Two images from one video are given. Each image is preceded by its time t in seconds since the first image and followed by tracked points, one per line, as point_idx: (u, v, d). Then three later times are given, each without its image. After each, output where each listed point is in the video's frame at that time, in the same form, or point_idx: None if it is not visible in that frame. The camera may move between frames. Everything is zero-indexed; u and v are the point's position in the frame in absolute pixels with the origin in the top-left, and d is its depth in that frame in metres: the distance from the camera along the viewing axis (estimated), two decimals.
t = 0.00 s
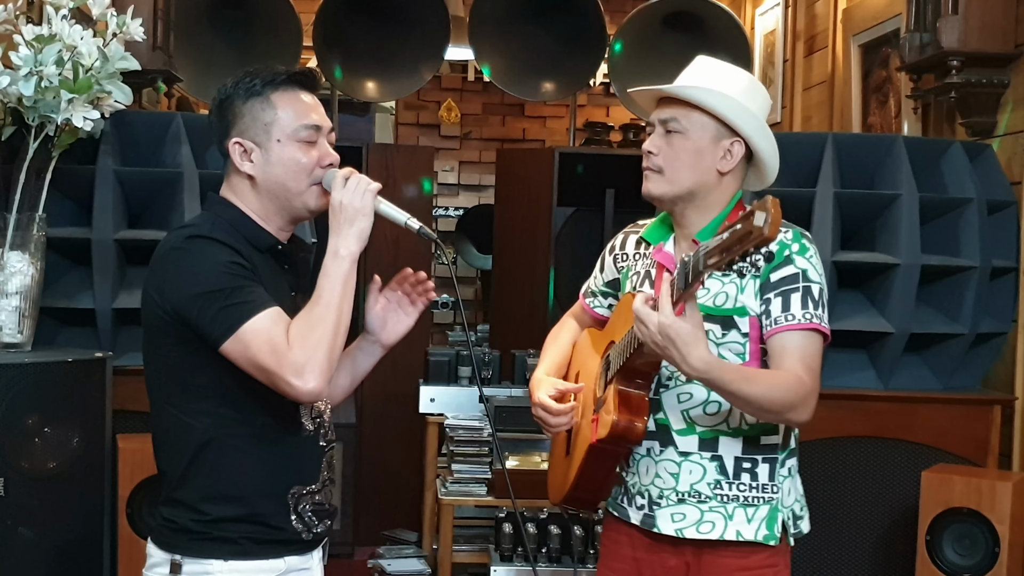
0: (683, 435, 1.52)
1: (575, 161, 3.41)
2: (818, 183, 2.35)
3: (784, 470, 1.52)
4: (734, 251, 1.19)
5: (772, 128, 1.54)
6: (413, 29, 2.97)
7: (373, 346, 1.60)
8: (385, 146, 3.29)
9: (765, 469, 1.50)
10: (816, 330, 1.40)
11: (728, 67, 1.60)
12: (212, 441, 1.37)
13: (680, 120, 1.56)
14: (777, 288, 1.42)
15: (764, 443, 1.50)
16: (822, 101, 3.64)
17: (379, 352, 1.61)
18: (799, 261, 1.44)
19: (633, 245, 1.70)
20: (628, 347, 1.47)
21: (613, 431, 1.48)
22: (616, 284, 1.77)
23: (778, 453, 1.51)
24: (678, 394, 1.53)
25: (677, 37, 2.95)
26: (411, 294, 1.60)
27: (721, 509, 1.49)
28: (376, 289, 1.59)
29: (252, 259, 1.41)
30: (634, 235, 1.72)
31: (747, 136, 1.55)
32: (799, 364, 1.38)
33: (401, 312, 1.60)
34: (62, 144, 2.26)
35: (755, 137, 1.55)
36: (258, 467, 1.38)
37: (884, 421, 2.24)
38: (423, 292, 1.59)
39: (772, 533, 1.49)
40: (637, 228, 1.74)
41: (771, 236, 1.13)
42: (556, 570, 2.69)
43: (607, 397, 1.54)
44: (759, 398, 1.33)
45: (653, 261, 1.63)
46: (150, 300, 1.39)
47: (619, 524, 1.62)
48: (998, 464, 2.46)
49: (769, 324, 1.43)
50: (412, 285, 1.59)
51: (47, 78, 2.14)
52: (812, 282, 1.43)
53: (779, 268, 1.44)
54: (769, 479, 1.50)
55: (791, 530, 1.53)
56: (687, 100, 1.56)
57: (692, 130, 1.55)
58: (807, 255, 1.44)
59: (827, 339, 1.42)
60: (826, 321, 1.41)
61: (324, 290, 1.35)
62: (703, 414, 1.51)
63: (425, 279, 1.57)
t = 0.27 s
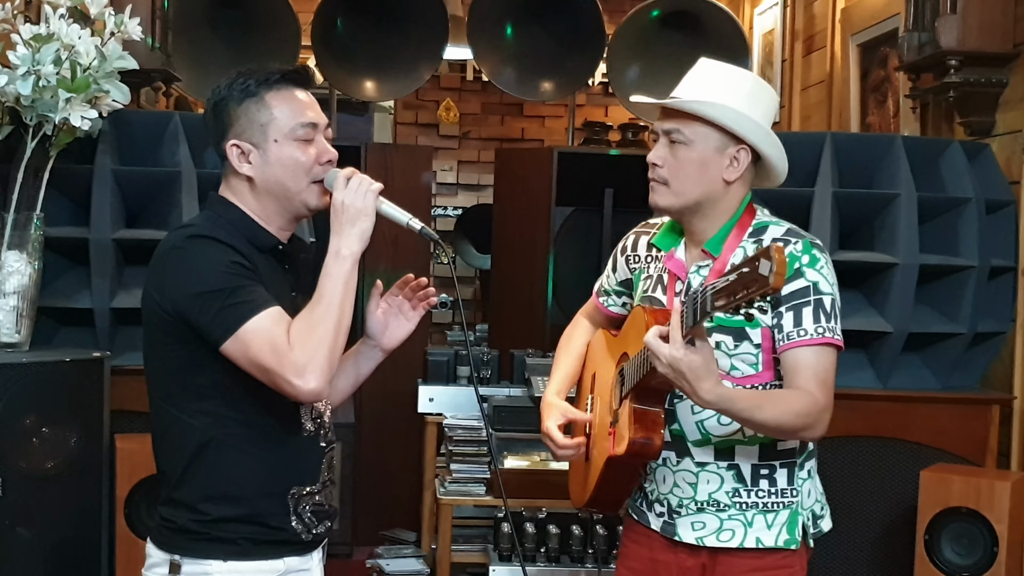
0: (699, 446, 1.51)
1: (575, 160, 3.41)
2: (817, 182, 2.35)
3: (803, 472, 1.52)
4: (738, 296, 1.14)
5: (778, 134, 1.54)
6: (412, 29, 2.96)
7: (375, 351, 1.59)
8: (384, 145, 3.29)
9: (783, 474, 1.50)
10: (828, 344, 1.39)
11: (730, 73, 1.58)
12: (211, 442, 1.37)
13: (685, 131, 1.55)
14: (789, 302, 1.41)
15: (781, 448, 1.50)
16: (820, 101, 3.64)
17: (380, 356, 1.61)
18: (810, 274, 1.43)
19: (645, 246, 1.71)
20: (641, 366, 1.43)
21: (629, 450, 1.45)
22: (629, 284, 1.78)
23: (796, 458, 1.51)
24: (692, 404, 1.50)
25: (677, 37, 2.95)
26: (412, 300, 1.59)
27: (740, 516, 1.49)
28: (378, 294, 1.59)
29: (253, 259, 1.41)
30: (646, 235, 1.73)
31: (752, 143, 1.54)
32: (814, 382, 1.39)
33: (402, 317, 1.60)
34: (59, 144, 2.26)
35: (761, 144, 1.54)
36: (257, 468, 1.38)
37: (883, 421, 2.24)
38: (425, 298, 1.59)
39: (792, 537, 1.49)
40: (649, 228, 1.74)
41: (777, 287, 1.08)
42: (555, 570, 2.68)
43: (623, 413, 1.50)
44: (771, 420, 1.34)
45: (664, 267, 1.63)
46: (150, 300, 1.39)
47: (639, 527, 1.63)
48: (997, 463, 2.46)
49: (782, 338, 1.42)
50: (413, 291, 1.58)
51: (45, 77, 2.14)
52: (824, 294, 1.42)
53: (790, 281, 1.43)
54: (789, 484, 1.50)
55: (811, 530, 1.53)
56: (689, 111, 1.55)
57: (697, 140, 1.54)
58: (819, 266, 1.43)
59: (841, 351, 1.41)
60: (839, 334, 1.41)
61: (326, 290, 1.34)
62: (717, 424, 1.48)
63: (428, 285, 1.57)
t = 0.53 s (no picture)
0: (706, 446, 1.51)
1: (575, 160, 3.41)
2: (817, 182, 2.36)
3: (809, 476, 1.52)
4: (759, 292, 1.14)
5: (798, 136, 1.54)
6: (411, 29, 2.96)
7: (376, 347, 1.60)
8: (383, 145, 3.29)
9: (788, 477, 1.50)
10: (841, 349, 1.39)
11: (752, 73, 1.58)
12: (214, 443, 1.37)
13: (705, 130, 1.55)
14: (803, 306, 1.40)
15: (787, 450, 1.50)
16: (819, 100, 3.64)
17: (381, 351, 1.61)
18: (826, 278, 1.42)
19: (658, 244, 1.71)
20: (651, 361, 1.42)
21: (636, 446, 1.44)
22: (641, 281, 1.77)
23: (802, 460, 1.51)
24: (700, 404, 1.51)
25: (677, 37, 2.95)
26: (411, 295, 1.60)
27: (744, 518, 1.49)
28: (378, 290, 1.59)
29: (252, 258, 1.40)
30: (659, 232, 1.72)
31: (772, 144, 1.54)
32: (828, 387, 1.38)
33: (402, 313, 1.60)
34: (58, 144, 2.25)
35: (781, 146, 1.54)
36: (259, 469, 1.38)
37: (883, 421, 2.26)
38: (423, 292, 1.59)
39: (796, 540, 1.49)
40: (664, 226, 1.74)
41: (797, 282, 1.08)
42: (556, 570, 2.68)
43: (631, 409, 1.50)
44: (781, 421, 1.33)
45: (677, 265, 1.63)
46: (151, 302, 1.39)
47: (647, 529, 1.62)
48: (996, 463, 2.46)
49: (794, 342, 1.42)
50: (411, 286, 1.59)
51: (44, 77, 2.13)
52: (838, 298, 1.42)
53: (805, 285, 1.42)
54: (793, 486, 1.50)
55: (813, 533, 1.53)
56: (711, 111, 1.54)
57: (716, 140, 1.54)
58: (834, 270, 1.43)
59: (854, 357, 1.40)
60: (852, 338, 1.40)
61: (326, 287, 1.34)
62: (725, 424, 1.49)
63: (425, 279, 1.57)
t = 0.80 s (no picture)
0: (708, 438, 1.51)
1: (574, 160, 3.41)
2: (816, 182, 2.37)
3: (805, 478, 1.52)
4: (777, 258, 1.15)
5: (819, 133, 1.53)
6: (410, 29, 2.96)
7: (377, 332, 1.60)
8: (382, 144, 3.29)
9: (787, 476, 1.50)
10: (849, 343, 1.39)
11: (778, 66, 1.57)
12: (216, 443, 1.36)
13: (727, 122, 1.54)
14: (814, 299, 1.42)
15: (788, 450, 1.50)
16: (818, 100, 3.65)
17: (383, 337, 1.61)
18: (838, 273, 1.43)
19: (667, 241, 1.71)
20: (656, 347, 1.44)
21: (638, 432, 1.45)
22: (649, 281, 1.76)
23: (801, 460, 1.51)
24: (704, 396, 1.52)
25: (672, 36, 2.97)
26: (407, 277, 1.59)
27: (739, 514, 1.49)
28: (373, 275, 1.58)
29: (250, 258, 1.40)
30: (669, 231, 1.73)
31: (793, 141, 1.53)
32: (833, 379, 1.38)
33: (399, 295, 1.60)
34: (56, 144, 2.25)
35: (802, 143, 1.54)
36: (262, 469, 1.38)
37: (881, 421, 2.26)
38: (418, 272, 1.59)
39: (789, 540, 1.49)
40: (673, 225, 1.75)
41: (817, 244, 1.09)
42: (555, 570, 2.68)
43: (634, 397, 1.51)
44: (791, 408, 1.32)
45: (685, 260, 1.64)
46: (150, 305, 1.39)
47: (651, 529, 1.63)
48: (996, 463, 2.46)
49: (803, 333, 1.43)
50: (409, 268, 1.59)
51: (42, 77, 2.13)
52: (849, 295, 1.43)
53: (818, 278, 1.43)
54: (791, 486, 1.50)
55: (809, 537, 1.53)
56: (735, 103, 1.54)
57: (737, 133, 1.53)
58: (847, 267, 1.44)
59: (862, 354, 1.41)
60: (861, 335, 1.41)
61: (325, 287, 1.34)
62: (728, 417, 1.50)
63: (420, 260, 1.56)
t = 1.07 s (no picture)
0: (711, 432, 1.52)
1: (572, 158, 3.41)
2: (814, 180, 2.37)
3: (807, 476, 1.52)
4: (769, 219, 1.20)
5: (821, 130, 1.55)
6: (408, 27, 2.96)
7: (368, 311, 1.59)
8: (380, 142, 3.29)
9: (789, 473, 1.50)
10: (849, 331, 1.39)
11: (779, 67, 1.58)
12: (216, 442, 1.37)
13: (729, 119, 1.55)
14: (816, 288, 1.43)
15: (790, 446, 1.50)
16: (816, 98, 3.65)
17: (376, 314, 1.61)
18: (840, 265, 1.44)
19: (669, 245, 1.71)
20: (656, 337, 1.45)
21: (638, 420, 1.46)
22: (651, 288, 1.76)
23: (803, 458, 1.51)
24: (708, 390, 1.53)
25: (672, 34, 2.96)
26: (387, 250, 1.59)
27: (741, 509, 1.49)
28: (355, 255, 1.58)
29: (250, 259, 1.40)
30: (670, 235, 1.73)
31: (796, 137, 1.54)
32: (831, 359, 1.38)
33: (383, 270, 1.60)
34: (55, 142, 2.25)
35: (804, 140, 1.55)
36: (262, 468, 1.38)
37: (878, 419, 2.27)
38: (396, 245, 1.58)
39: (789, 536, 1.49)
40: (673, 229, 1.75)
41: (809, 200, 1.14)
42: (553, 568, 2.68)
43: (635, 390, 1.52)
44: (790, 387, 1.33)
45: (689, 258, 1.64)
46: (150, 303, 1.39)
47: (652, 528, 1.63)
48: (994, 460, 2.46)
49: (804, 322, 1.43)
50: (387, 241, 1.58)
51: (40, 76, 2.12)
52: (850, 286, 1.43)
53: (820, 268, 1.44)
54: (793, 483, 1.50)
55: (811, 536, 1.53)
56: (739, 99, 1.54)
57: (741, 129, 1.54)
58: (848, 259, 1.44)
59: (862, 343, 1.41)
60: (861, 325, 1.41)
61: (325, 289, 1.34)
62: (732, 412, 1.51)
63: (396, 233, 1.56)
